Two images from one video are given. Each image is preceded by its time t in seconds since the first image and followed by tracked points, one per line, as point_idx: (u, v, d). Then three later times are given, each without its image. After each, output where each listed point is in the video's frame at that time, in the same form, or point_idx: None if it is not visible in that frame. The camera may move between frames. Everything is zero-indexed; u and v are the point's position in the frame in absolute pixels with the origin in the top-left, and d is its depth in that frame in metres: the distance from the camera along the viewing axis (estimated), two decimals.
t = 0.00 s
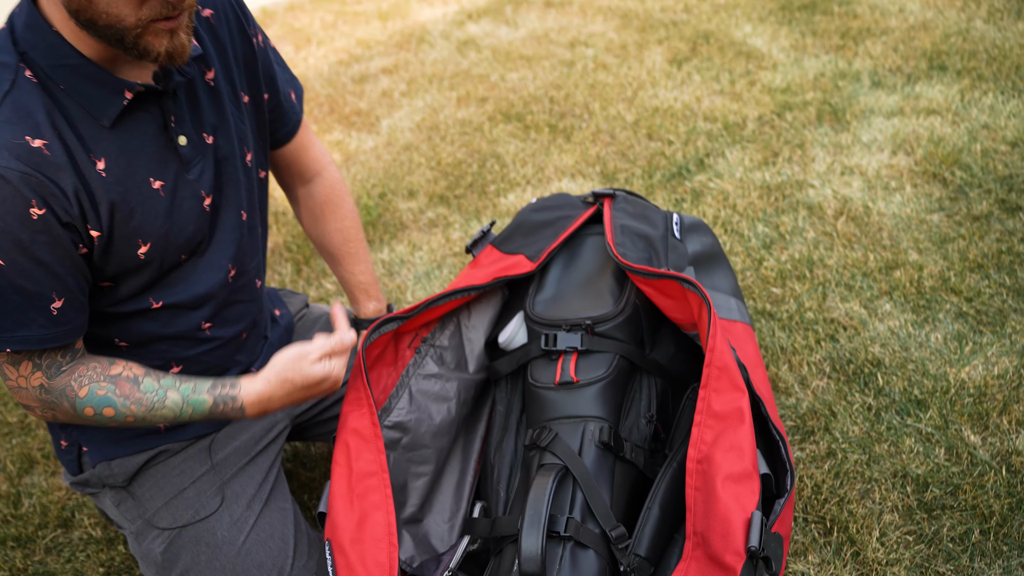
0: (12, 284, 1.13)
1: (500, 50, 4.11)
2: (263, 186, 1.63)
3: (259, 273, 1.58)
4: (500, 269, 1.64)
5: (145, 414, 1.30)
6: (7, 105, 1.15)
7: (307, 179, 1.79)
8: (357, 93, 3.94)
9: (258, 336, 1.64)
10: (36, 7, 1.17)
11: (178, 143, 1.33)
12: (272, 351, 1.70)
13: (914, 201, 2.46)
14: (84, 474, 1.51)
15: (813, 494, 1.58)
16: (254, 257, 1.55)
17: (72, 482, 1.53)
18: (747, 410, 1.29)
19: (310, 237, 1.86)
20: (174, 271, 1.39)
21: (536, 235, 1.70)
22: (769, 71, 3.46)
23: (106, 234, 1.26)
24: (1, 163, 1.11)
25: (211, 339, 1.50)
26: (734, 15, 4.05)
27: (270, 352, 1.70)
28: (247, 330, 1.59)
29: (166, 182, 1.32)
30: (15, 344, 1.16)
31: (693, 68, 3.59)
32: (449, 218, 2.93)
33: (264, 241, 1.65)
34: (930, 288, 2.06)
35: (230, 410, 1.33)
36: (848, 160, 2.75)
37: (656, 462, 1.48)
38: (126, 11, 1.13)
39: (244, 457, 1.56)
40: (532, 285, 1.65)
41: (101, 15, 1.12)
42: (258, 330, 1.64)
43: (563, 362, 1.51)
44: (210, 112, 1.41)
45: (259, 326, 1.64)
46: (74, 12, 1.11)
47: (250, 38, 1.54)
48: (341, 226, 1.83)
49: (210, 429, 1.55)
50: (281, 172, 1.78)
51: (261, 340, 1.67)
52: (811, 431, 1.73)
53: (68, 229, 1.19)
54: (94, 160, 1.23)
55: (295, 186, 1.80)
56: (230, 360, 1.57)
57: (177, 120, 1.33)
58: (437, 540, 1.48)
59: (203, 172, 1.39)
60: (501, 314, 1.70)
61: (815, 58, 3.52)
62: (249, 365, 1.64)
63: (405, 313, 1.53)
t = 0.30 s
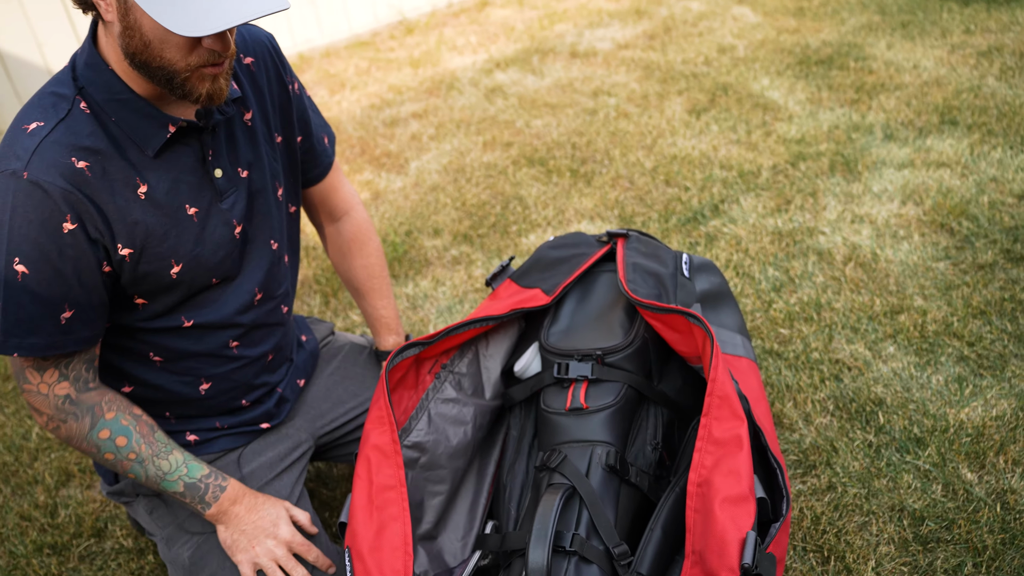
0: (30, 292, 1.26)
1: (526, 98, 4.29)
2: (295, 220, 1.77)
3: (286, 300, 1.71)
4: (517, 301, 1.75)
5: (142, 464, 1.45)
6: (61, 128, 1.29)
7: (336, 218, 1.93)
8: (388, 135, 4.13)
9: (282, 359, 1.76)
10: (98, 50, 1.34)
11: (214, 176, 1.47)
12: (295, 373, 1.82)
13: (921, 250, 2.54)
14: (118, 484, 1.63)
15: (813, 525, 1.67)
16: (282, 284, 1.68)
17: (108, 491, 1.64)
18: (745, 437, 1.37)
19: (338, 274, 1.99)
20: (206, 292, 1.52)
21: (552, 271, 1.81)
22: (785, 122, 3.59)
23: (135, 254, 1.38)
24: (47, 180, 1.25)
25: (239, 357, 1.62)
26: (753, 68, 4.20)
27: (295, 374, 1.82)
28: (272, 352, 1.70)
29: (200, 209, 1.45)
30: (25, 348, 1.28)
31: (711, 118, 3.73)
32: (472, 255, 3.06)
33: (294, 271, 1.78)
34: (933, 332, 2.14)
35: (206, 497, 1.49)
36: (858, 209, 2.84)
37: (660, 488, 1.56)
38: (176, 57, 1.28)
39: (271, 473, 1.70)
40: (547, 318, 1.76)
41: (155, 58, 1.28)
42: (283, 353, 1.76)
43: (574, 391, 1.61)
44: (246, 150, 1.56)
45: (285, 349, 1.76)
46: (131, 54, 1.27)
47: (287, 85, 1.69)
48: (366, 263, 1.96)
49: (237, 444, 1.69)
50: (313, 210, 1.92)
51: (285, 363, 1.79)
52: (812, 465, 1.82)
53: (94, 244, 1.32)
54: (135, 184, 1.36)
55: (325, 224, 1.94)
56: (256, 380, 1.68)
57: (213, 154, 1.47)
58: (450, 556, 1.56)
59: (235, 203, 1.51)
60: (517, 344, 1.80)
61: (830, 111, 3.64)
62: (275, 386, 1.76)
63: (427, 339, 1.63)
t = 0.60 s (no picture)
0: (53, 268, 1.32)
1: (536, 106, 4.35)
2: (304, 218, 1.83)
3: (294, 294, 1.76)
4: (520, 304, 1.80)
5: (165, 455, 1.48)
6: (79, 113, 1.36)
7: (346, 220, 1.98)
8: (399, 139, 4.19)
9: (291, 352, 1.82)
10: (119, 45, 1.41)
11: (224, 170, 1.53)
12: (302, 366, 1.87)
13: (919, 265, 2.59)
14: (131, 470, 1.69)
15: (803, 530, 1.72)
16: (291, 279, 1.74)
17: (121, 476, 1.70)
18: (736, 441, 1.40)
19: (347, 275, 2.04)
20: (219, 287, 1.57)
21: (554, 276, 1.86)
22: (790, 136, 3.64)
23: (145, 236, 1.43)
24: (63, 159, 1.32)
25: (249, 347, 1.68)
26: (761, 82, 4.26)
27: (303, 367, 1.88)
28: (281, 344, 1.76)
29: (211, 200, 1.51)
30: (48, 323, 1.34)
31: (718, 130, 3.78)
32: (478, 259, 3.11)
33: (304, 266, 1.84)
34: (927, 346, 2.19)
35: (222, 490, 1.52)
36: (859, 224, 2.88)
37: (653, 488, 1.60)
38: (186, 53, 1.34)
39: (281, 465, 1.75)
40: (549, 320, 1.81)
41: (166, 55, 1.34)
42: (292, 346, 1.82)
43: (573, 391, 1.66)
44: (257, 147, 1.62)
45: (294, 342, 1.82)
46: (145, 50, 1.34)
47: (301, 88, 1.75)
48: (375, 265, 2.01)
49: (247, 434, 1.75)
50: (323, 211, 1.98)
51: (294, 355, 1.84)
52: (803, 472, 1.87)
53: (109, 224, 1.37)
54: (147, 170, 1.42)
55: (334, 225, 1.99)
56: (265, 371, 1.74)
57: (225, 149, 1.53)
58: (448, 549, 1.61)
59: (245, 197, 1.57)
60: (518, 346, 1.86)
61: (835, 126, 3.69)
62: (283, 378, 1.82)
63: (431, 337, 1.69)
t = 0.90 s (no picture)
0: (53, 294, 1.33)
1: (529, 135, 4.41)
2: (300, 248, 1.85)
3: (289, 322, 1.77)
4: (513, 335, 1.82)
5: (161, 482, 1.47)
6: (81, 141, 1.38)
7: (341, 249, 2.00)
8: (392, 166, 4.23)
9: (285, 379, 1.83)
10: (120, 75, 1.43)
11: (222, 198, 1.54)
12: (295, 394, 1.88)
13: (905, 300, 2.63)
14: (123, 497, 1.70)
15: (792, 564, 1.74)
16: (286, 308, 1.75)
17: (113, 503, 1.70)
18: (727, 473, 1.42)
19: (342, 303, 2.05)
20: (216, 315, 1.58)
21: (548, 307, 1.89)
22: (779, 170, 3.70)
23: (144, 263, 1.44)
24: (64, 187, 1.33)
25: (244, 374, 1.68)
26: (751, 116, 4.33)
27: (296, 395, 1.89)
28: (276, 372, 1.77)
29: (209, 228, 1.53)
30: (47, 348, 1.34)
31: (708, 163, 3.84)
32: (470, 287, 3.14)
33: (300, 295, 1.85)
34: (914, 380, 2.22)
35: (216, 519, 1.51)
36: (847, 258, 2.93)
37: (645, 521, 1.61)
38: (203, 83, 1.37)
39: (275, 493, 1.75)
40: (542, 352, 1.83)
41: (182, 88, 1.37)
42: (286, 374, 1.82)
43: (565, 423, 1.67)
44: (255, 177, 1.64)
45: (288, 370, 1.83)
46: (160, 85, 1.37)
47: (299, 119, 1.78)
48: (369, 293, 2.02)
49: (240, 462, 1.75)
50: (319, 240, 1.99)
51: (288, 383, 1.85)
52: (792, 504, 1.89)
53: (109, 250, 1.38)
54: (147, 199, 1.44)
55: (330, 254, 2.00)
56: (259, 399, 1.75)
57: (223, 177, 1.55)
58: None
59: (242, 225, 1.59)
60: (511, 377, 1.88)
61: (823, 161, 3.76)
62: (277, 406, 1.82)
63: (426, 367, 1.70)
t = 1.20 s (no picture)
0: (67, 303, 1.33)
1: (525, 145, 4.44)
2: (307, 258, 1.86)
3: (297, 332, 1.78)
4: (519, 343, 1.84)
5: (175, 493, 1.48)
6: (92, 152, 1.39)
7: (347, 260, 2.01)
8: (390, 176, 4.25)
9: (293, 389, 1.84)
10: (130, 87, 1.46)
11: (232, 208, 1.55)
12: (303, 405, 1.89)
13: (903, 306, 2.66)
14: (133, 509, 1.70)
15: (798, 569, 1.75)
16: (294, 317, 1.76)
17: (123, 515, 1.71)
18: (735, 479, 1.43)
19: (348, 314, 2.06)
20: (226, 325, 1.59)
21: (552, 315, 1.90)
22: (775, 178, 3.74)
23: (156, 271, 1.45)
24: (77, 197, 1.33)
25: (254, 385, 1.70)
26: (745, 125, 4.37)
27: (304, 406, 1.90)
28: (284, 382, 1.78)
29: (219, 237, 1.53)
30: (62, 357, 1.34)
31: (704, 171, 3.88)
32: (471, 296, 3.15)
33: (307, 304, 1.87)
34: (913, 386, 2.25)
35: (228, 530, 1.52)
36: (844, 265, 2.96)
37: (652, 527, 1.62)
38: (227, 90, 1.41)
39: (283, 504, 1.75)
40: (547, 360, 1.85)
41: (206, 98, 1.40)
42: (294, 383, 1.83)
43: (573, 431, 1.69)
44: (263, 187, 1.65)
45: (296, 380, 1.84)
46: (183, 97, 1.39)
47: (306, 130, 1.79)
48: (375, 304, 2.04)
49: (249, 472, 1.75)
50: (324, 251, 2.00)
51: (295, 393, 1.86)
52: (796, 509, 1.91)
53: (122, 259, 1.39)
54: (158, 207, 1.45)
55: (335, 265, 2.02)
56: (269, 408, 1.76)
57: (233, 187, 1.56)
58: None
59: (252, 235, 1.60)
60: (516, 385, 1.89)
61: (818, 169, 3.80)
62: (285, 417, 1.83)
63: (434, 376, 1.71)
